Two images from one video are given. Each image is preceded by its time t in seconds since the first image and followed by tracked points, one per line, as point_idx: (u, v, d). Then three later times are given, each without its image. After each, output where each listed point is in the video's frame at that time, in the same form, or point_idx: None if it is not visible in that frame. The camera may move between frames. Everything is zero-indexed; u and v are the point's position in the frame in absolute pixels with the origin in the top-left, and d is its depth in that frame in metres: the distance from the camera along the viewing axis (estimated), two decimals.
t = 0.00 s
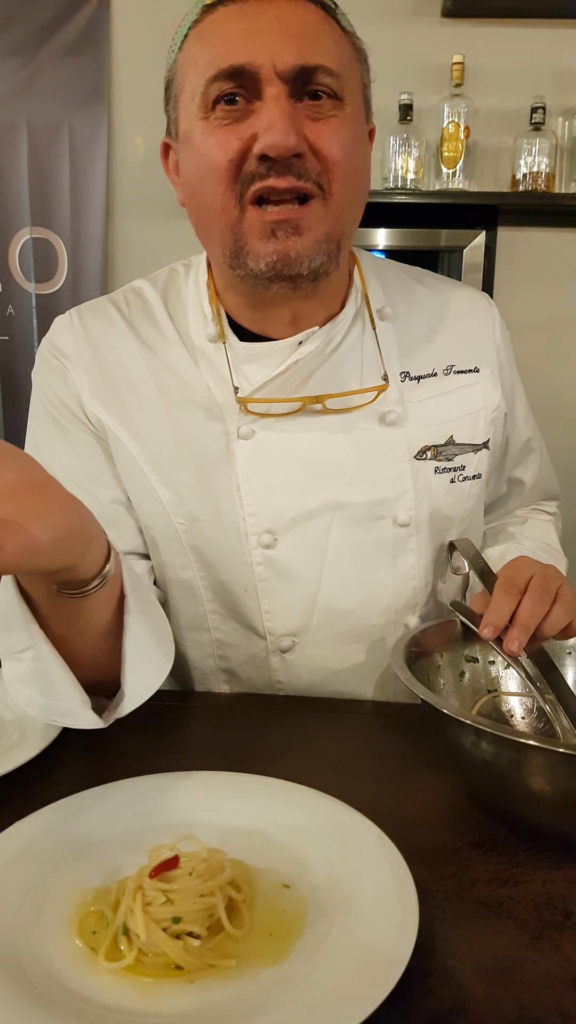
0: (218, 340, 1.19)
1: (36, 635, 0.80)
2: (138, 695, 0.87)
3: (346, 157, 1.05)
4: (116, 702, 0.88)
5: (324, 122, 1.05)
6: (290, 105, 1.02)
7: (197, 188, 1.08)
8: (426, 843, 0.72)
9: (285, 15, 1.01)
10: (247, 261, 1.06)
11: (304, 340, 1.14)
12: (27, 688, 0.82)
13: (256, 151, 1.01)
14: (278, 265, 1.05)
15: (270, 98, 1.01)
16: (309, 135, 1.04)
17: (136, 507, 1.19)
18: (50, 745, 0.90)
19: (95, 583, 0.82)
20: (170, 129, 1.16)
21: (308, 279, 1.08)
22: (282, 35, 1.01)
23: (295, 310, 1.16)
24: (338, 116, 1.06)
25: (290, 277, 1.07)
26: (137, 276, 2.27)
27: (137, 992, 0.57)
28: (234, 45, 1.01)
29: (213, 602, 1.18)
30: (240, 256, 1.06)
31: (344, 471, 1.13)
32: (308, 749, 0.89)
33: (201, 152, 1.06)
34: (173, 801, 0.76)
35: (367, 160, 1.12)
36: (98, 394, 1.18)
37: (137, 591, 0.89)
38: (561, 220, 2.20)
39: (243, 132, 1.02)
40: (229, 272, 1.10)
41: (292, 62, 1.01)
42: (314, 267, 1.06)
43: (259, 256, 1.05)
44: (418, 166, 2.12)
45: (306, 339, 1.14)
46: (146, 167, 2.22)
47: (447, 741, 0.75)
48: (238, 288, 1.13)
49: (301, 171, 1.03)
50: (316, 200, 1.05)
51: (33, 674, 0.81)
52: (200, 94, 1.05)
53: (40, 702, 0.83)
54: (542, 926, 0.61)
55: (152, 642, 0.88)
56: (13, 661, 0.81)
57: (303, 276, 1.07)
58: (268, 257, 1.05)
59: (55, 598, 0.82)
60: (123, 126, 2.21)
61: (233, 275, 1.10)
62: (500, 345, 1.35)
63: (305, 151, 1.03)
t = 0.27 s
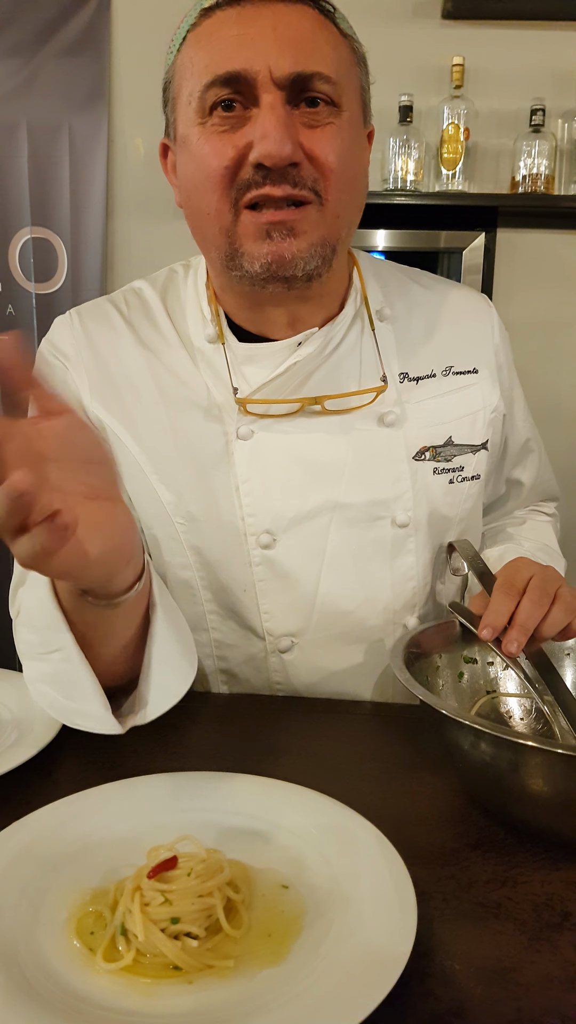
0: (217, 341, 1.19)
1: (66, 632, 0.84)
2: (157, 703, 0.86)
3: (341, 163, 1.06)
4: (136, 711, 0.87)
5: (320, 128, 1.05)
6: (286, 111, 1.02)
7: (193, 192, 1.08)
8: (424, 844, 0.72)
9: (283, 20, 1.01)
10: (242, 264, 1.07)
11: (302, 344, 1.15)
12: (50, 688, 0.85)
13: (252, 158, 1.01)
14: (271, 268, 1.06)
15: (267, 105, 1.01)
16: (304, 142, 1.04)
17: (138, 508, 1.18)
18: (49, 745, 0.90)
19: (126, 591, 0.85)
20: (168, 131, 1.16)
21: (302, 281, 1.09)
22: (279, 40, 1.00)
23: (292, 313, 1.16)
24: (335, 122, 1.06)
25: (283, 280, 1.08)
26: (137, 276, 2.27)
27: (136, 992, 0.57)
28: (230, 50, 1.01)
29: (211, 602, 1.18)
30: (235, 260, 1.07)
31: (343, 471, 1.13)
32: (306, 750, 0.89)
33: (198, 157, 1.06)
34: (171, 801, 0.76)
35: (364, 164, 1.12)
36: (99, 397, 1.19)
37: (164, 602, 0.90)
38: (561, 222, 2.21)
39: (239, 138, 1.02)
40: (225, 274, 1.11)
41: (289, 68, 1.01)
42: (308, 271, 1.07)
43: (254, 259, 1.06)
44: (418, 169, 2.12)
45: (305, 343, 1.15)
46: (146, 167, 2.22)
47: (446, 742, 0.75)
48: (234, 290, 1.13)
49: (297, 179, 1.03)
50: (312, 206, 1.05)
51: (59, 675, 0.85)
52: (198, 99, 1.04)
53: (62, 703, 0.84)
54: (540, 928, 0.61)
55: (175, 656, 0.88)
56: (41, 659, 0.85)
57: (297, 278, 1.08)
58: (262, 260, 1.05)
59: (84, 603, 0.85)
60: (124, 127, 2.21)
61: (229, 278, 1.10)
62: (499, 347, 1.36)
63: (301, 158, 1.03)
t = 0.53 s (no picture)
0: (216, 346, 1.20)
1: (122, 638, 0.85)
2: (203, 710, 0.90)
3: (340, 165, 1.06)
4: (180, 712, 0.92)
5: (319, 131, 1.05)
6: (285, 113, 1.02)
7: (193, 194, 1.08)
8: (422, 845, 0.72)
9: (282, 23, 1.01)
10: (242, 266, 1.06)
11: (302, 346, 1.16)
12: (97, 685, 0.88)
13: (251, 160, 1.01)
14: (271, 271, 1.06)
15: (266, 107, 1.01)
16: (303, 144, 1.04)
17: (139, 508, 1.18)
18: (47, 746, 0.90)
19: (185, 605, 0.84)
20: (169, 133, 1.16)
21: (300, 284, 1.08)
22: (279, 43, 1.01)
23: (292, 315, 1.16)
24: (335, 125, 1.06)
25: (283, 282, 1.07)
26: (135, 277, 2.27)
27: (134, 993, 0.57)
28: (231, 52, 1.01)
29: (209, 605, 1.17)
30: (234, 262, 1.07)
31: (343, 472, 1.14)
32: (304, 751, 0.89)
33: (198, 158, 1.05)
34: (169, 803, 0.76)
35: (364, 168, 1.12)
36: (100, 396, 1.17)
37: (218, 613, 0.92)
38: (559, 224, 2.21)
39: (239, 140, 1.02)
40: (225, 277, 1.10)
41: (289, 70, 1.01)
42: (307, 273, 1.07)
43: (253, 261, 1.05)
44: (416, 170, 2.13)
45: (304, 346, 1.16)
46: (145, 168, 2.22)
47: (444, 744, 0.75)
48: (234, 292, 1.13)
49: (296, 180, 1.03)
50: (311, 209, 1.05)
51: (111, 673, 0.87)
52: (197, 101, 1.04)
53: (111, 701, 0.88)
54: (538, 931, 0.61)
55: (218, 663, 0.92)
56: (94, 656, 0.87)
57: (296, 281, 1.07)
58: (261, 261, 1.05)
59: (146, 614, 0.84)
60: (123, 128, 2.21)
61: (229, 280, 1.10)
62: (498, 349, 1.36)
63: (300, 159, 1.03)
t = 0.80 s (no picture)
0: (218, 346, 1.19)
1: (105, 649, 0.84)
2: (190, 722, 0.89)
3: (345, 157, 1.06)
4: (166, 725, 0.90)
5: (324, 123, 1.05)
6: (290, 105, 1.02)
7: (197, 188, 1.08)
8: (421, 846, 0.72)
9: (286, 16, 1.02)
10: (247, 258, 1.06)
11: (303, 346, 1.16)
12: (82, 699, 0.87)
13: (257, 150, 1.01)
14: (277, 262, 1.05)
15: (271, 98, 1.01)
16: (309, 136, 1.04)
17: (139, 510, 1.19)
18: (46, 747, 0.90)
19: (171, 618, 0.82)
20: (173, 130, 1.16)
21: (307, 275, 1.08)
22: (284, 35, 1.01)
23: (295, 312, 1.15)
24: (339, 118, 1.06)
25: (289, 274, 1.06)
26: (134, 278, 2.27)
27: (134, 993, 0.57)
28: (236, 45, 1.02)
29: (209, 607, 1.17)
30: (239, 254, 1.06)
31: (342, 474, 1.13)
32: (304, 752, 0.89)
33: (202, 152, 1.05)
34: (169, 804, 0.76)
35: (368, 163, 1.13)
36: (101, 398, 1.18)
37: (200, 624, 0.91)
38: (558, 225, 2.21)
39: (244, 132, 1.03)
40: (229, 271, 1.10)
41: (293, 62, 1.02)
42: (315, 263, 1.06)
43: (259, 251, 1.05)
44: (415, 171, 2.13)
45: (306, 346, 1.16)
46: (144, 169, 2.22)
47: (443, 745, 0.75)
48: (238, 287, 1.12)
49: (301, 171, 1.03)
50: (316, 200, 1.05)
51: (96, 685, 0.86)
52: (201, 94, 1.05)
53: (97, 715, 0.87)
54: (537, 932, 0.61)
55: (207, 674, 0.91)
56: (77, 670, 0.86)
57: (302, 272, 1.06)
58: (267, 251, 1.04)
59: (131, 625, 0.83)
60: (123, 129, 2.21)
61: (233, 275, 1.10)
62: (497, 349, 1.36)
63: (305, 150, 1.03)
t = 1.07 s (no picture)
0: (216, 348, 1.19)
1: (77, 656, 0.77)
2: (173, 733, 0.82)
3: (344, 161, 1.05)
4: (147, 734, 0.83)
5: (323, 127, 1.05)
6: (289, 109, 1.02)
7: (195, 191, 1.08)
8: (421, 846, 0.72)
9: (284, 19, 1.02)
10: (244, 262, 1.06)
11: (301, 346, 1.15)
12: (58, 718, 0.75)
13: (254, 155, 1.01)
14: (274, 266, 1.05)
15: (269, 102, 1.01)
16: (307, 140, 1.04)
17: (137, 511, 1.19)
18: (46, 747, 0.90)
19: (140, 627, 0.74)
20: (170, 132, 1.16)
21: (305, 281, 1.08)
22: (282, 38, 1.01)
23: (294, 314, 1.16)
24: (337, 121, 1.06)
25: (286, 278, 1.07)
26: (134, 278, 2.27)
27: (134, 993, 0.57)
28: (234, 48, 1.01)
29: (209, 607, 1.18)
30: (237, 258, 1.07)
31: (341, 475, 1.13)
32: (304, 752, 0.89)
33: (200, 155, 1.06)
34: (169, 805, 0.76)
35: (367, 165, 1.12)
36: (98, 399, 1.18)
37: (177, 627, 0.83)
38: (559, 224, 2.21)
39: (241, 135, 1.03)
40: (227, 275, 1.10)
41: (292, 66, 1.01)
42: (312, 269, 1.06)
43: (256, 257, 1.05)
44: (415, 171, 2.13)
45: (304, 346, 1.15)
46: (144, 169, 2.22)
47: (443, 746, 0.75)
48: (236, 290, 1.13)
49: (299, 176, 1.03)
50: (313, 204, 1.05)
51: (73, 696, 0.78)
52: (200, 97, 1.05)
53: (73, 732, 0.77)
54: (537, 933, 0.61)
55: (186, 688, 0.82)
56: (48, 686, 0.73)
57: (300, 276, 1.07)
58: (265, 258, 1.05)
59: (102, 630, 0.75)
60: (122, 129, 2.21)
61: (231, 278, 1.10)
62: (497, 349, 1.36)
63: (303, 154, 1.03)
